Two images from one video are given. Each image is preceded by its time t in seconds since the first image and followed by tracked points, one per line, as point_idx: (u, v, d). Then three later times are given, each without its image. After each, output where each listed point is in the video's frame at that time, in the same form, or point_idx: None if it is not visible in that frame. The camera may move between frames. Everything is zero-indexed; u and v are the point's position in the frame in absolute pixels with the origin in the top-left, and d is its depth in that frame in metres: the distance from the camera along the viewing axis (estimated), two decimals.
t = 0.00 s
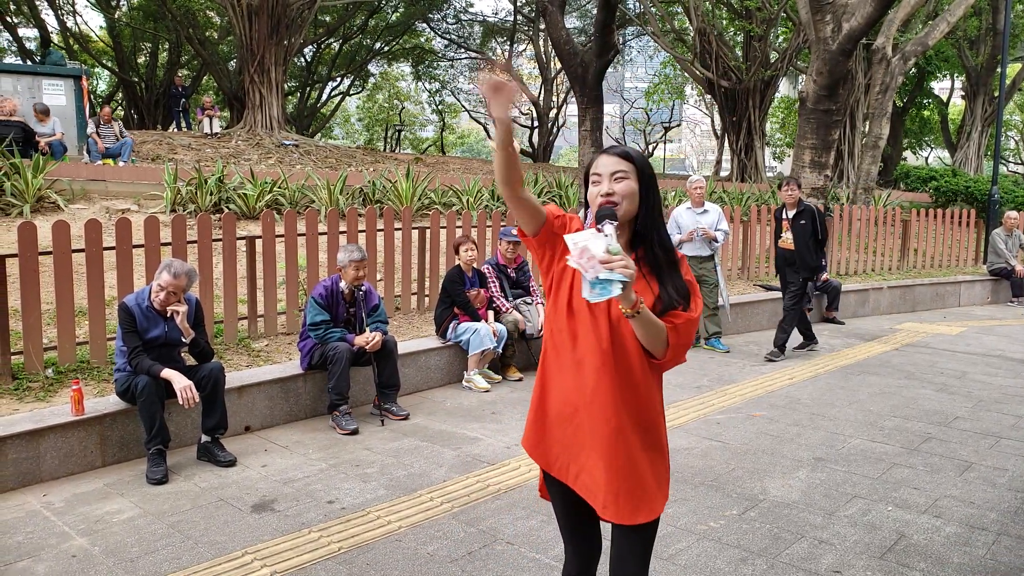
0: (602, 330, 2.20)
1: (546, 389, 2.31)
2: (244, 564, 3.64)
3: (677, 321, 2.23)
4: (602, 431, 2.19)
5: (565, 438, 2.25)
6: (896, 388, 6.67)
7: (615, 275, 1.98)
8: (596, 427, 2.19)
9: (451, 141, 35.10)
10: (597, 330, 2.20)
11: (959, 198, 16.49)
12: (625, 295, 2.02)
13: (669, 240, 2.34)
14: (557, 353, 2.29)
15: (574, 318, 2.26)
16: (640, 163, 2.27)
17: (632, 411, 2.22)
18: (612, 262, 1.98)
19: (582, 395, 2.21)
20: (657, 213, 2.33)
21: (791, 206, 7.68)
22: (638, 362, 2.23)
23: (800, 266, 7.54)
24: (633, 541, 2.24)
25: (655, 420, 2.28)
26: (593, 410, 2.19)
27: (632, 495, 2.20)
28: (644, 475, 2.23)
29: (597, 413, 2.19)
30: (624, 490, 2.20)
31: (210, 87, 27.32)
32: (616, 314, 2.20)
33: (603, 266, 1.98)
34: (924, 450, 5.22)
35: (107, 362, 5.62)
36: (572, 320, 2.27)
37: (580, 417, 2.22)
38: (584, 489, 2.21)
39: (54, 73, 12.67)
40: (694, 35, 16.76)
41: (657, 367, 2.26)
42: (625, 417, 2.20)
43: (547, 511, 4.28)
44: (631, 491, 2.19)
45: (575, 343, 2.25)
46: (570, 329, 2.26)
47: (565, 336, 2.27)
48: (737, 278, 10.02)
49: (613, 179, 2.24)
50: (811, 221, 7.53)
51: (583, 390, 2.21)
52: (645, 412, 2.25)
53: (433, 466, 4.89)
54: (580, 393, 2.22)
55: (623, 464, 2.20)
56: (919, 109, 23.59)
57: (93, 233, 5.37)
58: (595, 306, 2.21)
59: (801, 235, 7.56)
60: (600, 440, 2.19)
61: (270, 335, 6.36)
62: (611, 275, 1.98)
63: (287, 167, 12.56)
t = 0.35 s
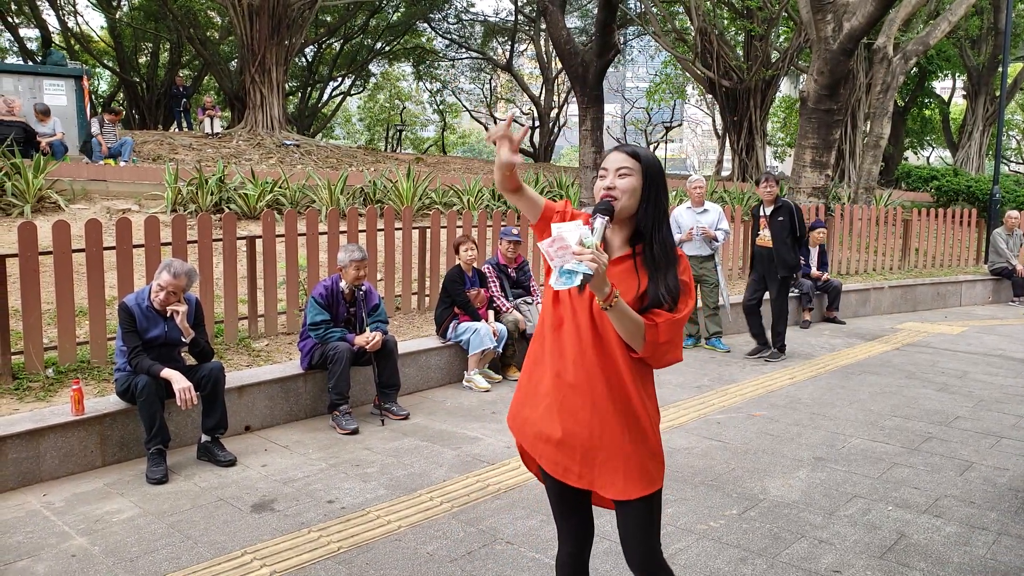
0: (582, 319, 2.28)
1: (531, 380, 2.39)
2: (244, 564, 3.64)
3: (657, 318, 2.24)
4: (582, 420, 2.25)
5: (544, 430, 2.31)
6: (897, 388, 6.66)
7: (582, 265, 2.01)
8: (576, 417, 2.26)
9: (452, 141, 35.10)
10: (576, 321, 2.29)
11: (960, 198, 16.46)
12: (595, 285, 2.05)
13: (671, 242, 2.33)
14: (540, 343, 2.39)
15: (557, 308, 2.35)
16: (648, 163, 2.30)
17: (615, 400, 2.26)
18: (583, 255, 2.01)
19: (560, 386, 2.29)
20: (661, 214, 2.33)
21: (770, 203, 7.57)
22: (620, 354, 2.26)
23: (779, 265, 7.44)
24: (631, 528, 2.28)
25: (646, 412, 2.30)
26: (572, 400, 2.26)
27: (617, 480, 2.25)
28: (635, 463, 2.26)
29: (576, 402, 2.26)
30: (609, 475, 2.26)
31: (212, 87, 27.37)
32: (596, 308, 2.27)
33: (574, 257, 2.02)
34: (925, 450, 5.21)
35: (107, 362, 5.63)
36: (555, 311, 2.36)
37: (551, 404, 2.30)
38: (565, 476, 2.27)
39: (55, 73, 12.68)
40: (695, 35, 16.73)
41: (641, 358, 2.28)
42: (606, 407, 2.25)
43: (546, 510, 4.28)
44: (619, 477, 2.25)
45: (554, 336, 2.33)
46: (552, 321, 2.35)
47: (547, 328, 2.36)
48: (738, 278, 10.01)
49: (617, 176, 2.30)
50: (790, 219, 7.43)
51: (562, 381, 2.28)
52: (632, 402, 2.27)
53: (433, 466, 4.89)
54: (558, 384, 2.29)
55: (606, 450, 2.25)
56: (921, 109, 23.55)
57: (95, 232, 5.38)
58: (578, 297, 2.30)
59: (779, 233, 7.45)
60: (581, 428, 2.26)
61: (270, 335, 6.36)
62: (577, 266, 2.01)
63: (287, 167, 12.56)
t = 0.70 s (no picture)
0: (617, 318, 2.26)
1: (563, 380, 2.37)
2: (247, 562, 3.64)
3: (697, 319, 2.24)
4: (619, 424, 2.26)
5: (576, 430, 2.32)
6: (901, 389, 6.65)
7: (637, 268, 2.05)
8: (614, 418, 2.26)
9: (454, 141, 35.09)
10: (616, 324, 2.26)
11: (964, 198, 16.44)
12: (646, 286, 2.09)
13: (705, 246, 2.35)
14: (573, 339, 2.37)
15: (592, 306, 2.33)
16: (686, 168, 2.31)
17: (651, 403, 2.26)
18: (636, 255, 2.05)
19: (596, 389, 2.28)
20: (695, 217, 2.35)
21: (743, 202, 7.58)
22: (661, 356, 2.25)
23: (753, 265, 7.54)
24: (660, 518, 2.35)
25: (681, 411, 2.32)
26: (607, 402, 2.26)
27: (652, 479, 2.28)
28: (670, 463, 2.30)
29: (613, 405, 2.26)
30: (644, 473, 2.28)
31: (215, 86, 27.42)
32: (635, 308, 2.25)
33: (628, 257, 2.06)
34: (929, 451, 5.20)
35: (111, 361, 5.64)
36: (592, 311, 2.33)
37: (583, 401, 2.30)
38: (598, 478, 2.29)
39: (59, 72, 12.69)
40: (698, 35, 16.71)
41: (677, 358, 2.28)
42: (641, 409, 2.26)
43: (549, 510, 4.28)
44: (653, 476, 2.28)
45: (592, 337, 2.30)
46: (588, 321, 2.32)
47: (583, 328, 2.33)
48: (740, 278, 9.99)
49: (660, 173, 2.28)
50: (764, 218, 7.52)
51: (601, 384, 2.28)
52: (669, 404, 2.28)
53: (436, 465, 4.89)
54: (595, 386, 2.28)
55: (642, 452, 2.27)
56: (924, 109, 23.50)
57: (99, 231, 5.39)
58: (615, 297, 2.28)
59: (753, 232, 7.50)
60: (617, 431, 2.26)
61: (273, 334, 6.36)
62: (632, 266, 2.05)
63: (290, 167, 12.56)
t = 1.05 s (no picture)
0: (697, 321, 2.33)
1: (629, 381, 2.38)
2: (255, 561, 3.64)
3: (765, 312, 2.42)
4: (695, 424, 2.36)
5: (646, 429, 2.35)
6: (908, 389, 6.64)
7: (770, 262, 2.29)
8: (692, 419, 2.35)
9: (460, 141, 35.05)
10: (699, 327, 2.33)
11: (971, 198, 16.41)
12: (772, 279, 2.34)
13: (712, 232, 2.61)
14: (643, 340, 2.37)
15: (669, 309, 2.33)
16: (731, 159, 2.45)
17: (719, 399, 2.40)
18: (768, 252, 2.29)
19: (673, 393, 2.34)
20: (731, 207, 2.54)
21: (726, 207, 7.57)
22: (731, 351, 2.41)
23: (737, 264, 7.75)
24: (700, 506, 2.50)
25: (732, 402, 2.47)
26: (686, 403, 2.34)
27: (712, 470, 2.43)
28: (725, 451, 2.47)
29: (691, 406, 2.34)
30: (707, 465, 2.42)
31: (221, 87, 27.46)
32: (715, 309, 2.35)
33: (762, 254, 2.28)
34: (937, 451, 5.20)
35: (119, 360, 5.65)
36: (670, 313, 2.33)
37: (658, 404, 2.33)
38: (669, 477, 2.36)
39: (66, 72, 12.71)
40: (703, 35, 16.69)
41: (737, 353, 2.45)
42: (710, 406, 2.37)
43: (557, 510, 4.28)
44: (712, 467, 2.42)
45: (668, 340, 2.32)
46: (666, 326, 2.33)
47: (660, 333, 2.33)
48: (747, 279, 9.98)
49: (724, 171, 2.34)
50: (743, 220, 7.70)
51: (676, 384, 2.34)
52: (729, 398, 2.42)
53: (443, 465, 4.89)
54: (672, 390, 2.33)
55: (709, 448, 2.39)
56: (931, 108, 23.45)
57: (107, 230, 5.40)
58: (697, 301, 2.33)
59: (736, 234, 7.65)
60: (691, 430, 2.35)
61: (280, 333, 6.37)
62: (768, 262, 2.29)
63: (296, 166, 12.56)
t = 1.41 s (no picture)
0: (731, 322, 2.42)
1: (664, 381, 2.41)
2: (255, 564, 3.65)
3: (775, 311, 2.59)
4: (727, 422, 2.44)
5: (687, 430, 2.38)
6: (905, 388, 6.67)
7: (803, 267, 2.46)
8: (722, 417, 2.43)
9: (458, 140, 35.02)
10: (731, 327, 2.41)
11: (967, 198, 16.48)
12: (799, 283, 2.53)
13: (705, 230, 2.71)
14: (679, 342, 2.40)
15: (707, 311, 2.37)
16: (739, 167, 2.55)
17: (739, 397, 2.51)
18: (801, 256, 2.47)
19: (709, 393, 2.40)
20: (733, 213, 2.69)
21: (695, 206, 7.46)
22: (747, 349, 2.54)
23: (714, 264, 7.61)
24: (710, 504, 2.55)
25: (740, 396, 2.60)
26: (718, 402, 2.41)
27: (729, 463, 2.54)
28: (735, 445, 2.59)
29: (725, 404, 2.42)
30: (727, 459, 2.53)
31: (219, 86, 27.39)
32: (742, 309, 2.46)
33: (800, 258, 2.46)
34: (934, 450, 5.23)
35: (116, 363, 5.64)
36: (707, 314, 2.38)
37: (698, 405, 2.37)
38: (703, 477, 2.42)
39: (62, 73, 12.65)
40: (702, 36, 16.73)
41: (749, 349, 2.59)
42: (737, 401, 2.47)
43: (556, 511, 4.29)
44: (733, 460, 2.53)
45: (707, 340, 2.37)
46: (705, 330, 2.36)
47: (700, 334, 2.37)
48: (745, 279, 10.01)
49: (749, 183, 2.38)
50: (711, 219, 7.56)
51: (712, 382, 2.40)
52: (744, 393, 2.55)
53: (443, 467, 4.90)
54: (710, 391, 2.39)
55: (735, 445, 2.49)
56: (927, 108, 23.50)
57: (104, 232, 5.39)
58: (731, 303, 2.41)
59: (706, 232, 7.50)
60: (724, 428, 2.44)
61: (279, 335, 6.37)
62: (801, 268, 2.45)
63: (295, 168, 12.54)
